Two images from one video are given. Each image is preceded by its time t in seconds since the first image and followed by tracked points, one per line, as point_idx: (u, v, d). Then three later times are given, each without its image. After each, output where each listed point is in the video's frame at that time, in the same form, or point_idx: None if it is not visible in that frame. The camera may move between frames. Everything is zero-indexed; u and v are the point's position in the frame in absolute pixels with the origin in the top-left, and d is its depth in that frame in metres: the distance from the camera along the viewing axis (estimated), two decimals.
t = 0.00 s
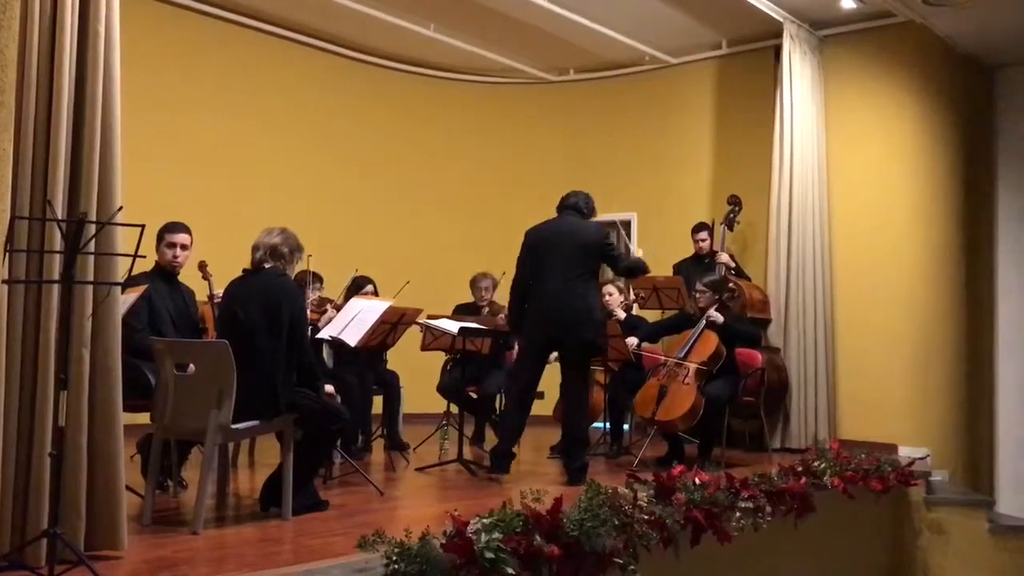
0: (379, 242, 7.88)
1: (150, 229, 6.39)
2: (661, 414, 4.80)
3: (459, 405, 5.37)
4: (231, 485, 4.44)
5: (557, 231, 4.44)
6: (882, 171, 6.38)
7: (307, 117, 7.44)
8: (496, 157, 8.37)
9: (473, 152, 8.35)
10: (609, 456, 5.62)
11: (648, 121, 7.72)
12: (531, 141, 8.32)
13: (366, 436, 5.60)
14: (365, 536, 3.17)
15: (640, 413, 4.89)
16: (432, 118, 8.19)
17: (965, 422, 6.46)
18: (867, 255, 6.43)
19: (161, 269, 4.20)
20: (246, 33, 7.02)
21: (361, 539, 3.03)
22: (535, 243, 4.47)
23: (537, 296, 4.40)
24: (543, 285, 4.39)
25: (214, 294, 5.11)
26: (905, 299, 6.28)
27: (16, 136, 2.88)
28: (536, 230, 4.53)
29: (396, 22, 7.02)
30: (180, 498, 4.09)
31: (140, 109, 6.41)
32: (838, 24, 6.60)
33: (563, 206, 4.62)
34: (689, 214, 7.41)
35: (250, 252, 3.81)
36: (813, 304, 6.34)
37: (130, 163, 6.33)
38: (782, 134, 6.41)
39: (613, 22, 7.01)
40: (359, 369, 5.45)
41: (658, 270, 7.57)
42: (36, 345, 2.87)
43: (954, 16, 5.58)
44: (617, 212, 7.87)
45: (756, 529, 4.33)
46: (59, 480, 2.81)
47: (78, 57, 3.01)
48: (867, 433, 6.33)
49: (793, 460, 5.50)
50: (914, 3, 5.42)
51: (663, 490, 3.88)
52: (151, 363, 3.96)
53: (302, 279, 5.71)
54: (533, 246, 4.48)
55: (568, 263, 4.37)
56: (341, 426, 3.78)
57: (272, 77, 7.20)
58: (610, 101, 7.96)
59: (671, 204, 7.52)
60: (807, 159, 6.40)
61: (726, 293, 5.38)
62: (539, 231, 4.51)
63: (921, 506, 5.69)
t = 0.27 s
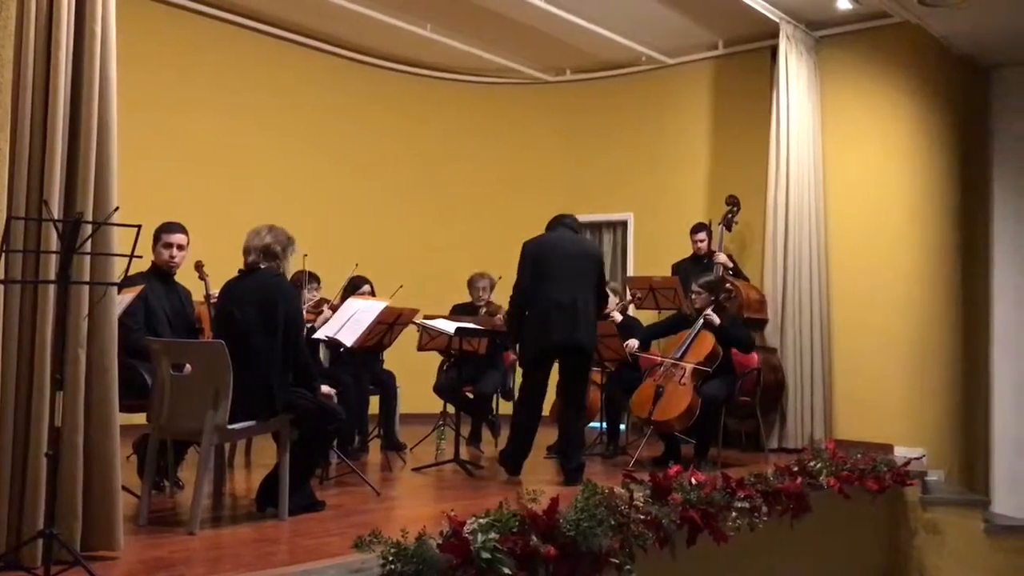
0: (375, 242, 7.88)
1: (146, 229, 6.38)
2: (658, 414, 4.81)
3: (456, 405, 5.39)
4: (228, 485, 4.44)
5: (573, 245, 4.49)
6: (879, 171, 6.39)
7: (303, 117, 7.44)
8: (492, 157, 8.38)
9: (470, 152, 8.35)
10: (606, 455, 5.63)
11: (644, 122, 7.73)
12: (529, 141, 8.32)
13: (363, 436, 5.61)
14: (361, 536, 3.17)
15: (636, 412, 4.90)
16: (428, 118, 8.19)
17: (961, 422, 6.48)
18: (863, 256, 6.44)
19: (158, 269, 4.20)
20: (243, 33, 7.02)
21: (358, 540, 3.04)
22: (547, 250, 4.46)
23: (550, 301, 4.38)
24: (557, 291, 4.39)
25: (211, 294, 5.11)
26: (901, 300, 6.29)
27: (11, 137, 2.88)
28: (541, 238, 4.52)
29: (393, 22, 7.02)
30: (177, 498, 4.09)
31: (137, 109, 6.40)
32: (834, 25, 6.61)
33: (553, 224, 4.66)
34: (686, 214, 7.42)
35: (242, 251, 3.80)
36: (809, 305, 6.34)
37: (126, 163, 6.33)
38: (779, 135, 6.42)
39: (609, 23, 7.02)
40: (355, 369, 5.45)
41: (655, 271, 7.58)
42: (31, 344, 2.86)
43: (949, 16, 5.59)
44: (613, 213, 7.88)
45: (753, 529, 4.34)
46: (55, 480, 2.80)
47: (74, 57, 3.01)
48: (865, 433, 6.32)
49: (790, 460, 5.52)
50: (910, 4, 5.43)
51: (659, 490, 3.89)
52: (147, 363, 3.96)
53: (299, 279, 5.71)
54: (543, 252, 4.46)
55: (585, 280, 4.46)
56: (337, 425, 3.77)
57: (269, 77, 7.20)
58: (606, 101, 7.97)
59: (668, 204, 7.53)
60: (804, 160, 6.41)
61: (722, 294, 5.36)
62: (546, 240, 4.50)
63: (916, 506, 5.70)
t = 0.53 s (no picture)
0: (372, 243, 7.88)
1: (142, 230, 6.38)
2: (654, 416, 4.82)
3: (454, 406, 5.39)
4: (224, 487, 4.44)
5: (555, 243, 4.49)
6: (875, 174, 6.41)
7: (300, 118, 7.44)
8: (489, 158, 8.38)
9: (466, 153, 8.35)
10: (602, 456, 5.64)
11: (641, 123, 7.74)
12: (525, 142, 8.33)
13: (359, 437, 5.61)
14: (356, 538, 3.17)
15: (633, 414, 4.90)
16: (425, 119, 8.19)
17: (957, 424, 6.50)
18: (859, 258, 6.45)
19: (155, 270, 4.20)
20: (239, 34, 7.02)
21: (354, 541, 3.03)
22: (530, 251, 4.47)
23: (538, 302, 4.39)
24: (541, 291, 4.40)
25: (207, 295, 5.10)
26: (896, 301, 6.30)
27: (7, 139, 2.88)
28: (526, 240, 4.54)
29: (389, 24, 7.03)
30: (172, 499, 4.09)
31: (133, 110, 6.40)
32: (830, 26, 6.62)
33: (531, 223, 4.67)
34: (682, 215, 7.43)
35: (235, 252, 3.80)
36: (805, 306, 6.35)
37: (122, 164, 6.33)
38: (775, 137, 6.44)
39: (605, 25, 7.03)
40: (351, 370, 5.45)
41: (651, 271, 7.58)
42: (27, 346, 2.87)
43: (945, 19, 5.61)
44: (609, 214, 7.89)
45: (749, 530, 4.34)
46: (51, 481, 2.81)
47: (70, 58, 3.01)
48: (860, 434, 6.34)
49: (786, 461, 5.53)
50: (906, 6, 5.45)
51: (655, 492, 3.88)
52: (143, 364, 3.94)
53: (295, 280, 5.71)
54: (526, 254, 4.48)
55: (568, 277, 4.46)
56: (333, 426, 3.78)
57: (266, 79, 7.20)
58: (603, 102, 7.98)
59: (665, 206, 7.53)
60: (800, 162, 6.42)
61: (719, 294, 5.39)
62: (530, 241, 4.52)
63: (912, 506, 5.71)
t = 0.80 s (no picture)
0: (369, 244, 7.88)
1: (139, 231, 6.37)
2: (651, 417, 4.81)
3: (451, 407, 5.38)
4: (221, 488, 4.44)
5: (534, 236, 4.53)
6: (872, 176, 6.41)
7: (297, 119, 7.44)
8: (486, 160, 8.38)
9: (463, 154, 8.35)
10: (599, 458, 5.63)
11: (638, 124, 7.74)
12: (523, 143, 8.33)
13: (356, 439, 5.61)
14: (353, 540, 3.17)
15: (630, 415, 4.89)
16: (422, 120, 8.18)
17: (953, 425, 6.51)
18: (856, 260, 6.45)
19: (152, 271, 4.20)
20: (236, 35, 7.02)
21: (351, 543, 3.03)
22: (512, 249, 4.51)
23: (523, 297, 4.43)
24: (529, 287, 4.45)
25: (203, 296, 5.09)
26: (893, 303, 6.31)
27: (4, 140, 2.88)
28: (503, 238, 4.56)
29: (387, 25, 7.03)
30: (169, 500, 4.08)
31: (130, 111, 6.40)
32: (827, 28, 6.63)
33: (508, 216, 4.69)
34: (679, 217, 7.43)
35: (229, 254, 3.79)
36: (802, 308, 6.36)
37: (118, 165, 6.32)
38: (771, 139, 6.44)
39: (603, 26, 7.04)
40: (348, 372, 5.45)
41: (648, 273, 7.59)
42: (23, 347, 2.86)
43: (941, 20, 5.62)
44: (606, 215, 7.89)
45: (745, 531, 4.35)
46: (47, 482, 2.80)
47: (67, 59, 3.01)
48: (857, 435, 6.34)
49: (783, 462, 5.53)
50: (903, 8, 5.46)
51: (651, 493, 3.88)
52: (140, 365, 3.95)
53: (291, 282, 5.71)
54: (507, 252, 4.51)
55: (551, 270, 4.52)
56: (330, 428, 3.78)
57: (262, 80, 7.19)
58: (600, 104, 7.98)
59: (662, 207, 7.54)
60: (797, 164, 6.43)
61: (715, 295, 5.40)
62: (509, 238, 4.55)
63: (909, 508, 5.72)
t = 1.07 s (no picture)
0: (366, 245, 7.88)
1: (137, 232, 6.37)
2: (649, 417, 4.81)
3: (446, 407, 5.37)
4: (218, 489, 4.43)
5: (516, 237, 4.57)
6: (869, 178, 6.41)
7: (295, 120, 7.44)
8: (484, 161, 8.38)
9: (461, 155, 8.35)
10: (597, 459, 5.63)
11: (635, 125, 7.75)
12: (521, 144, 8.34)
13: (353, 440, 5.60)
14: (351, 541, 3.17)
15: (627, 416, 4.89)
16: (420, 121, 8.18)
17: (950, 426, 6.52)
18: (853, 261, 6.45)
19: (150, 272, 4.19)
20: (233, 36, 7.01)
21: (348, 544, 3.03)
22: (496, 250, 4.55)
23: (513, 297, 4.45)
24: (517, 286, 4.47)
25: (200, 297, 5.09)
26: (890, 305, 6.31)
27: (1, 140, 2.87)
28: (485, 241, 4.60)
29: (384, 26, 7.03)
30: (166, 502, 4.08)
31: (127, 111, 6.40)
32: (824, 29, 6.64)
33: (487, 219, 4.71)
34: (676, 218, 7.44)
35: (227, 255, 3.79)
36: (799, 309, 6.36)
37: (116, 166, 6.32)
38: (768, 142, 6.45)
39: (600, 27, 7.04)
40: (346, 373, 5.45)
41: (646, 274, 7.59)
42: (21, 349, 2.86)
43: (937, 22, 5.62)
44: (604, 216, 7.89)
45: (743, 532, 4.35)
46: (44, 483, 2.80)
47: (64, 60, 3.00)
48: (854, 436, 6.34)
49: (780, 463, 5.54)
50: (899, 9, 5.46)
51: (649, 494, 3.89)
52: (138, 367, 3.96)
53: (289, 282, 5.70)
54: (491, 254, 4.55)
55: (536, 270, 4.54)
56: (328, 429, 3.78)
57: (260, 81, 7.19)
58: (597, 105, 7.99)
59: (660, 208, 7.54)
60: (793, 166, 6.43)
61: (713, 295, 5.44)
62: (491, 240, 4.58)
63: (906, 509, 5.72)
